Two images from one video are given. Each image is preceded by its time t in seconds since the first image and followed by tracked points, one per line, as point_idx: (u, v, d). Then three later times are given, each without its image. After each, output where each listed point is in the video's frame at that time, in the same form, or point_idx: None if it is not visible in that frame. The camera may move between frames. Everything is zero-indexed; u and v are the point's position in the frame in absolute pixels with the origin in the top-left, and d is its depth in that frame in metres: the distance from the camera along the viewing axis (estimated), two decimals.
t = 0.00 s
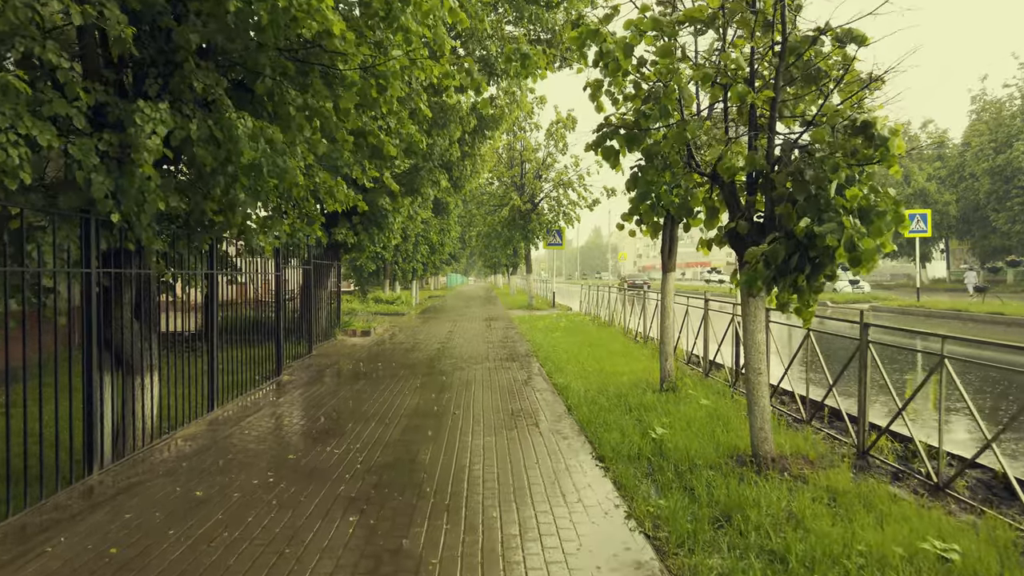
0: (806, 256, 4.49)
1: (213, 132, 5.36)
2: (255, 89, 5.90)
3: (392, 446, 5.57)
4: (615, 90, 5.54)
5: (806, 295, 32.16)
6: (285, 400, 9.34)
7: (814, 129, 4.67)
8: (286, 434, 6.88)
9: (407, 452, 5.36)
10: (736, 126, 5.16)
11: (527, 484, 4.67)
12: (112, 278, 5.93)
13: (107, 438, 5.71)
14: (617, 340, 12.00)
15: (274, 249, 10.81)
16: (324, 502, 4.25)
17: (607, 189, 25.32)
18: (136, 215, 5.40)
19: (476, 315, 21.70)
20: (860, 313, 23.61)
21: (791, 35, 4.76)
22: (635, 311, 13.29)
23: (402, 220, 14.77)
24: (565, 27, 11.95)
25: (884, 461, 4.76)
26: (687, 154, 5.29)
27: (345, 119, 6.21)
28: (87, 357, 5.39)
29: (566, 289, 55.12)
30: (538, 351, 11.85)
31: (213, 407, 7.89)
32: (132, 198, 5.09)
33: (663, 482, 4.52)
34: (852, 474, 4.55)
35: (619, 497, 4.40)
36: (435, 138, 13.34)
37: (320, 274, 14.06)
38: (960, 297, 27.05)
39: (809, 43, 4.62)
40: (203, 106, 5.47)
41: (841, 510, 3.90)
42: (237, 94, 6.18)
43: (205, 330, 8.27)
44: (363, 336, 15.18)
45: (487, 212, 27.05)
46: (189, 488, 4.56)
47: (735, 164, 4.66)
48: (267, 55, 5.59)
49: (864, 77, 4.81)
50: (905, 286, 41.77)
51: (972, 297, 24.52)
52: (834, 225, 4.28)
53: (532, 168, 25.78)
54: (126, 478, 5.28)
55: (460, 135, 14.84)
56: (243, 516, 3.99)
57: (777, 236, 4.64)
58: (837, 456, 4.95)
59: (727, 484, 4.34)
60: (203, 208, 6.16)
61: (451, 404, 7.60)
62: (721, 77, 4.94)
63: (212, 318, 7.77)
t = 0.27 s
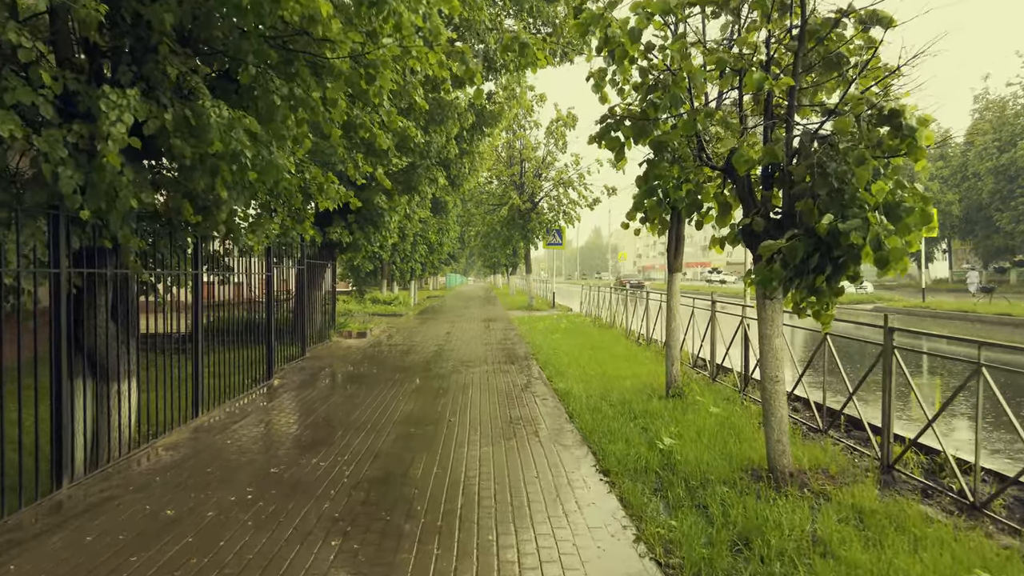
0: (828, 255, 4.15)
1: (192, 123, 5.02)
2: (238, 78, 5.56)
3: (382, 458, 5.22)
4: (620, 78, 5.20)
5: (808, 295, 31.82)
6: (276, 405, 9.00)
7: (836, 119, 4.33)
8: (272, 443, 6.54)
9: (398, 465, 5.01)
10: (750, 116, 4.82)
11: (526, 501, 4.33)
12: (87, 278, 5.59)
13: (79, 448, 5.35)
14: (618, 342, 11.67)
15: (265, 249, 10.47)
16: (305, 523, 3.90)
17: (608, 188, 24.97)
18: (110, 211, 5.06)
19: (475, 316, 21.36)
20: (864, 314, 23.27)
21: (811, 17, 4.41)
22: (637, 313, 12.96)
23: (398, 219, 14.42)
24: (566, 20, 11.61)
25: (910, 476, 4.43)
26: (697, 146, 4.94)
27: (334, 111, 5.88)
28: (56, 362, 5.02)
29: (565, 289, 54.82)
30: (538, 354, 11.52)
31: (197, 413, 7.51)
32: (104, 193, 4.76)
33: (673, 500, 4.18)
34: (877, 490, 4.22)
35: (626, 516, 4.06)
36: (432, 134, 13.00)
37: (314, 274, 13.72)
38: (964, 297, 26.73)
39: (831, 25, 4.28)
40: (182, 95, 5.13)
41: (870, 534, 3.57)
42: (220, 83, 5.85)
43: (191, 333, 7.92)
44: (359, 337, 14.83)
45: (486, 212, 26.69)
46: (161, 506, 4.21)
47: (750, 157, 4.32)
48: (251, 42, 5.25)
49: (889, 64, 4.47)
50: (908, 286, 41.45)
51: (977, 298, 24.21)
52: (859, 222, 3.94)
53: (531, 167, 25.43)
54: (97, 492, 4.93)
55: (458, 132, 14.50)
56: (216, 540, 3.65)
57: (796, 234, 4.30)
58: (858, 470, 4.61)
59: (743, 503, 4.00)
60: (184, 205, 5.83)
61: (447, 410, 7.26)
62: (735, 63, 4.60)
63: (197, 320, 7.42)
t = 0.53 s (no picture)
0: (856, 253, 3.78)
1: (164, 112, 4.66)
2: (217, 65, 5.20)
3: (370, 473, 4.85)
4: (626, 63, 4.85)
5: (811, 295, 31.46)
6: (265, 411, 8.64)
7: (863, 104, 3.96)
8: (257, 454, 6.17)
9: (387, 482, 4.65)
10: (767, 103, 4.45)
11: (525, 523, 3.96)
12: (56, 279, 5.24)
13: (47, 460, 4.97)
14: (620, 345, 11.31)
15: (255, 248, 10.11)
16: (281, 549, 3.54)
17: (608, 187, 24.61)
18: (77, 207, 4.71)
19: (473, 318, 20.97)
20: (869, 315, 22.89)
21: None
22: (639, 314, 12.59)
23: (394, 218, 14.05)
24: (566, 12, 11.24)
25: (944, 495, 4.05)
26: (710, 135, 4.60)
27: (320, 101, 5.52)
28: (19, 369, 4.64)
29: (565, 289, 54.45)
30: (538, 357, 11.15)
31: (179, 421, 7.13)
32: (68, 187, 4.40)
33: (686, 522, 3.82)
34: (909, 512, 3.85)
35: (635, 541, 3.70)
36: (428, 131, 12.63)
37: (308, 274, 13.35)
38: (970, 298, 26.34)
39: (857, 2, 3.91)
40: (154, 82, 4.77)
41: (907, 563, 3.21)
42: (198, 72, 5.49)
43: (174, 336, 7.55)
44: (354, 340, 14.47)
45: (485, 211, 26.31)
46: (125, 528, 3.85)
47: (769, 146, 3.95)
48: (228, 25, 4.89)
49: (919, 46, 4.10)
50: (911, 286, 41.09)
51: (983, 299, 23.82)
52: (892, 216, 3.57)
53: (531, 166, 25.05)
54: (62, 510, 4.58)
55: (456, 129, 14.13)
56: (180, 570, 3.28)
57: (820, 231, 3.93)
58: (886, 487, 4.24)
59: (762, 527, 3.64)
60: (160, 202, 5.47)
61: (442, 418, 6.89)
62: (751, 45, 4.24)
63: (180, 323, 7.05)
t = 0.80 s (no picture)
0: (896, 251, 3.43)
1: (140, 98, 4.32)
2: (198, 49, 4.85)
3: (363, 489, 4.50)
4: (638, 44, 4.49)
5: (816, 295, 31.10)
6: (256, 416, 8.28)
7: (903, 86, 3.59)
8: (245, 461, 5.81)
9: (382, 498, 4.31)
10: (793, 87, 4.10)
11: (531, 546, 3.61)
12: (28, 278, 4.90)
13: (16, 472, 4.60)
14: (625, 346, 10.96)
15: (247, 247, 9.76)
16: None
17: (611, 186, 24.24)
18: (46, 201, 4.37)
19: (474, 318, 20.63)
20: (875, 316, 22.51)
21: None
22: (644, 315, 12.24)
23: (392, 216, 13.70)
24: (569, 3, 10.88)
25: (989, 515, 3.70)
26: (731, 122, 4.24)
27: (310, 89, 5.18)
28: None
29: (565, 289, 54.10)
30: (540, 359, 10.81)
31: (165, 428, 6.78)
32: (36, 178, 4.07)
33: (708, 545, 3.48)
34: (954, 535, 3.50)
35: (653, 567, 3.36)
36: (427, 126, 12.28)
37: (304, 273, 12.99)
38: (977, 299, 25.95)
39: None
40: (130, 65, 4.43)
41: None
42: (181, 57, 5.15)
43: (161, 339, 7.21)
44: (352, 341, 14.12)
45: (485, 210, 25.97)
46: (92, 551, 3.51)
47: (799, 133, 3.60)
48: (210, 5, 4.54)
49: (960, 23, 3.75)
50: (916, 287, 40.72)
51: (991, 299, 23.47)
52: (935, 209, 3.20)
53: (532, 164, 24.70)
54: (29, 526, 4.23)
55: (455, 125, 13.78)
56: None
57: (856, 226, 3.57)
58: (925, 506, 3.89)
59: (793, 551, 3.30)
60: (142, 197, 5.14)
61: (440, 425, 6.54)
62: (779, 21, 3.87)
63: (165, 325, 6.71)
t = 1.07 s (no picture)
0: (944, 252, 3.06)
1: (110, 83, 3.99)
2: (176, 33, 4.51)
3: (352, 511, 4.16)
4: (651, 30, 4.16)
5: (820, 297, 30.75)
6: (246, 424, 7.94)
7: (949, 69, 3.23)
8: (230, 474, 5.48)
9: (373, 522, 3.97)
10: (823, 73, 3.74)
11: None
12: None
13: None
14: (630, 350, 10.61)
15: (239, 246, 9.43)
16: None
17: (612, 185, 23.88)
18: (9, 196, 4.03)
19: (474, 319, 20.26)
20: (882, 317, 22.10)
21: None
22: (648, 317, 11.88)
23: (390, 215, 13.36)
24: None
25: None
26: (753, 113, 3.90)
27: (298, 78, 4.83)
28: None
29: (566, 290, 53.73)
30: (542, 362, 10.46)
31: (147, 438, 6.44)
32: None
33: None
34: (1005, 568, 3.15)
35: None
36: (425, 123, 11.94)
37: (299, 273, 12.64)
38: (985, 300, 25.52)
39: None
40: (100, 49, 4.10)
41: None
42: (159, 44, 4.81)
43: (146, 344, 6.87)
44: (349, 343, 13.78)
45: (485, 210, 25.62)
46: None
47: (834, 122, 3.24)
48: None
49: None
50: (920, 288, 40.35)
51: (1000, 301, 23.05)
52: (991, 205, 2.84)
53: (533, 163, 24.33)
54: None
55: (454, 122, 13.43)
56: None
57: (898, 226, 3.21)
58: (968, 533, 3.54)
59: None
60: (119, 193, 4.80)
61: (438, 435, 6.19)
62: None
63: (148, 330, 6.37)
